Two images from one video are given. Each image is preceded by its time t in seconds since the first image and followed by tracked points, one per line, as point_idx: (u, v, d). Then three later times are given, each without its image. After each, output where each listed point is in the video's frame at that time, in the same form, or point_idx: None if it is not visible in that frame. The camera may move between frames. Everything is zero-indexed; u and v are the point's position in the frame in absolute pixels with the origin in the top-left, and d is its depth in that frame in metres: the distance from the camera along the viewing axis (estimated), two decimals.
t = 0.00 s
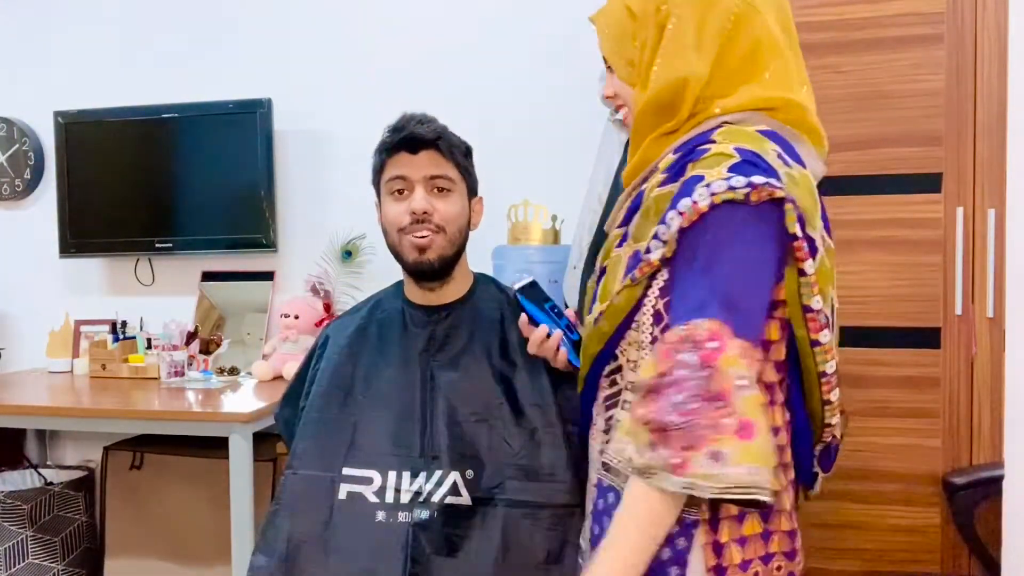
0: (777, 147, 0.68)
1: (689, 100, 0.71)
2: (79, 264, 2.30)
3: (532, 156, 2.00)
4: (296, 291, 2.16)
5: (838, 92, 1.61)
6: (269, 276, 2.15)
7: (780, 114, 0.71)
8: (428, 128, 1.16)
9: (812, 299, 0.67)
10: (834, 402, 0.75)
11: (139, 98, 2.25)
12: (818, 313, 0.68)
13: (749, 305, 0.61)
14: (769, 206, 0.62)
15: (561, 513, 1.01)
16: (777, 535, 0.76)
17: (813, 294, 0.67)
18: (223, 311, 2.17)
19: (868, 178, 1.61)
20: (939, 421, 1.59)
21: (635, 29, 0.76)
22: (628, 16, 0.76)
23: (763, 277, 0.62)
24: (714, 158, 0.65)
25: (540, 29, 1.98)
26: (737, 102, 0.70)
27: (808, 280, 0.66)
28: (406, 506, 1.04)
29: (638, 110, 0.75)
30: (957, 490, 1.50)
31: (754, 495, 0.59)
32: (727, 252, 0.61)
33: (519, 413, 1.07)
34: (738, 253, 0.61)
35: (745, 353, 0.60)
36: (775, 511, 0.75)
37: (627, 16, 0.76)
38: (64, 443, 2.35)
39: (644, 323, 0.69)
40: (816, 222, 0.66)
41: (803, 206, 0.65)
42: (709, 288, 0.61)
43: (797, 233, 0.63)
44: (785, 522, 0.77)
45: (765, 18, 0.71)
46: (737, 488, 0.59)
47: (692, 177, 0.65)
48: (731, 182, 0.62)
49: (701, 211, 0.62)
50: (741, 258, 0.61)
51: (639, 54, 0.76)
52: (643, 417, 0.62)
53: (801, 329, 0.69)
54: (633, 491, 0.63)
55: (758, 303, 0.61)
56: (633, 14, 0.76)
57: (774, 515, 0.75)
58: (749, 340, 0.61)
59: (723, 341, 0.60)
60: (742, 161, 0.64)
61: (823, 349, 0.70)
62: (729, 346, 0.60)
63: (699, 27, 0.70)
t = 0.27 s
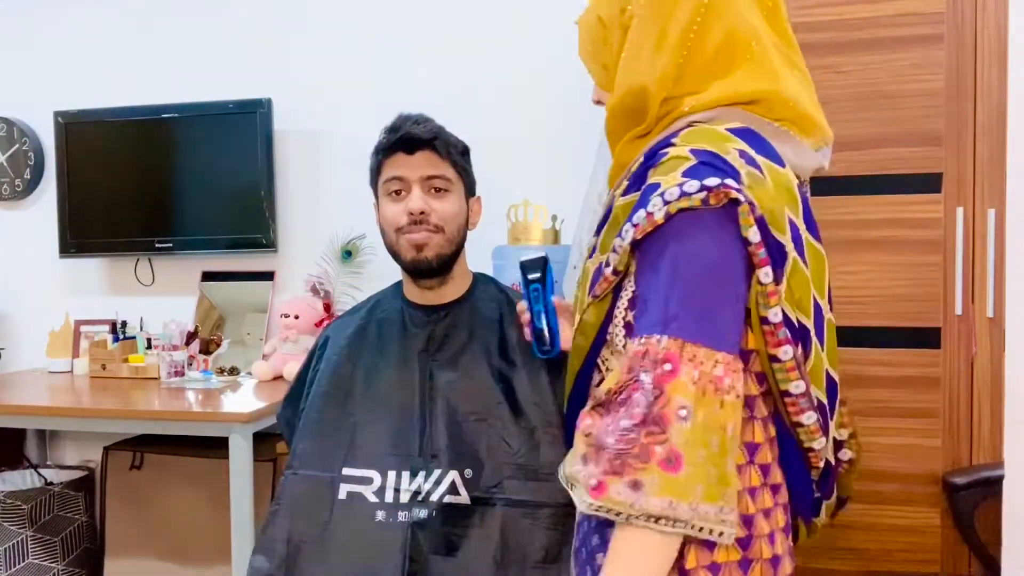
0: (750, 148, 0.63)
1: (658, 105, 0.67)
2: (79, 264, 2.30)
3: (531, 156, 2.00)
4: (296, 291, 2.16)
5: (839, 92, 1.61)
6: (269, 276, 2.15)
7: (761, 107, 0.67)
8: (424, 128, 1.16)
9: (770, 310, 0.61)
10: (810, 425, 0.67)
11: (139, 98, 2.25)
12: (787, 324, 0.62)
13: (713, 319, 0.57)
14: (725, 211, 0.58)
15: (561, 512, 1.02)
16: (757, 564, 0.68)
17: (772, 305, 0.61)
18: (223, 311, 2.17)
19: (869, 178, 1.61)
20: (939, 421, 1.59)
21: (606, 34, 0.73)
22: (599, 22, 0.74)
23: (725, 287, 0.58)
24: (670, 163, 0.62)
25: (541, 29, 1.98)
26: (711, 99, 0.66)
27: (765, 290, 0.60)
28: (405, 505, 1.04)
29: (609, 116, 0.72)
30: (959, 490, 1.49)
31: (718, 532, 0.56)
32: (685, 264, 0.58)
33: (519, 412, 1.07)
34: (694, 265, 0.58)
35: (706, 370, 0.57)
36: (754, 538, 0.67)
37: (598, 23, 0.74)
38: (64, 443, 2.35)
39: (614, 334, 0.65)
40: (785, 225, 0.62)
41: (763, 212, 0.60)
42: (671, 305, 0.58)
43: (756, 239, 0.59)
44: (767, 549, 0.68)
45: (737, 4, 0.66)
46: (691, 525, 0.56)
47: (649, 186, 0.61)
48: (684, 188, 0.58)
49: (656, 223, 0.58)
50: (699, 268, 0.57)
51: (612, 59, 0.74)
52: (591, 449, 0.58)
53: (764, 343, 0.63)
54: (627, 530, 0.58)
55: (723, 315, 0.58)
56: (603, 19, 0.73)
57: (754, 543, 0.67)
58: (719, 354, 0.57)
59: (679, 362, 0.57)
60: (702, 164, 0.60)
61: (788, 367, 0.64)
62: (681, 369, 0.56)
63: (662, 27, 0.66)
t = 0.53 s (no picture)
0: (737, 147, 0.58)
1: (643, 109, 0.62)
2: (79, 264, 2.30)
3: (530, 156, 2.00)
4: (296, 290, 2.16)
5: (839, 92, 1.61)
6: (269, 276, 2.15)
7: (753, 99, 0.62)
8: (420, 127, 1.16)
9: (764, 322, 0.56)
10: (811, 443, 0.62)
11: (139, 98, 2.25)
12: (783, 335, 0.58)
13: (701, 333, 0.50)
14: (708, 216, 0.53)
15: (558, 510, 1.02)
16: None
17: (765, 315, 0.56)
18: (223, 311, 2.17)
19: (868, 178, 1.60)
20: (939, 421, 1.59)
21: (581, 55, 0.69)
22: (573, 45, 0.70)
23: (711, 298, 0.51)
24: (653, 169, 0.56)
25: (540, 29, 1.98)
26: (701, 93, 0.60)
27: (756, 300, 0.55)
28: (403, 504, 1.04)
29: (591, 135, 0.67)
30: (959, 490, 1.50)
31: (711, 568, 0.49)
32: (664, 275, 0.51)
33: (517, 411, 1.07)
34: (674, 274, 0.51)
35: (691, 385, 0.49)
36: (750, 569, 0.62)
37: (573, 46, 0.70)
38: (64, 442, 2.35)
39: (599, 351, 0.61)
40: (778, 226, 0.56)
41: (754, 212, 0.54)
42: (651, 320, 0.51)
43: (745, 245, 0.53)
44: None
45: None
46: (689, 560, 0.48)
47: (631, 192, 0.56)
48: (664, 192, 0.52)
49: (635, 230, 0.52)
50: (681, 277, 0.51)
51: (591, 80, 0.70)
52: (568, 472, 0.50)
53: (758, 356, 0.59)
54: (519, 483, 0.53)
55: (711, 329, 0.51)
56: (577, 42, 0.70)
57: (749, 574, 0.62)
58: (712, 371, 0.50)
59: (661, 379, 0.49)
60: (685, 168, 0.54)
61: (784, 380, 0.59)
62: (665, 385, 0.49)
63: (637, 28, 0.62)
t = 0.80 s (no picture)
0: (704, 143, 0.62)
1: (620, 108, 0.66)
2: (79, 264, 2.30)
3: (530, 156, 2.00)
4: (296, 290, 2.16)
5: (839, 92, 1.61)
6: (269, 276, 2.15)
7: (725, 88, 0.65)
8: (414, 128, 1.16)
9: (727, 320, 0.61)
10: (793, 437, 0.65)
11: (139, 98, 2.25)
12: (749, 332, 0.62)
13: (602, 326, 0.58)
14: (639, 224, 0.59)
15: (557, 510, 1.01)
16: None
17: (726, 313, 0.61)
18: (223, 311, 2.17)
19: (869, 178, 1.60)
20: (939, 421, 1.59)
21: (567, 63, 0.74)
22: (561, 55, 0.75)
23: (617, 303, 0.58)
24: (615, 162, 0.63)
25: (540, 29, 1.98)
26: (673, 88, 0.64)
27: (713, 298, 0.61)
28: (404, 504, 1.04)
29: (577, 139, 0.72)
30: (958, 490, 1.50)
31: (536, 524, 0.61)
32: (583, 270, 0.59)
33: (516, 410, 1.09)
34: (589, 269, 0.59)
35: (552, 365, 0.58)
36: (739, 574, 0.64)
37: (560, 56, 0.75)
38: (64, 443, 2.35)
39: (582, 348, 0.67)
40: (733, 230, 0.61)
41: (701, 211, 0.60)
42: (556, 306, 0.59)
43: (684, 248, 0.59)
44: None
45: None
46: (500, 493, 0.62)
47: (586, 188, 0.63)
48: (604, 194, 0.60)
49: (573, 221, 0.62)
50: (590, 274, 0.59)
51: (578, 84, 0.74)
52: (462, 390, 0.66)
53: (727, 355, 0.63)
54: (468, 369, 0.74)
55: (606, 330, 0.59)
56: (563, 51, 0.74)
57: None
58: (594, 368, 0.58)
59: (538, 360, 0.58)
60: (639, 168, 0.61)
61: (759, 376, 0.63)
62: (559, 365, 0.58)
63: (613, 33, 0.66)
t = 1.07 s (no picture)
0: (646, 143, 0.67)
1: (590, 115, 0.74)
2: (79, 264, 2.30)
3: (531, 156, 2.00)
4: (296, 291, 2.16)
5: (838, 92, 1.61)
6: (269, 276, 2.15)
7: (682, 91, 0.70)
8: (412, 124, 1.16)
9: (658, 313, 0.64)
10: (745, 428, 0.66)
11: (139, 98, 2.25)
12: (684, 324, 0.64)
13: (543, 318, 0.67)
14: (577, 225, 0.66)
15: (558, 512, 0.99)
16: None
17: (657, 306, 0.64)
18: (223, 311, 2.17)
19: (869, 178, 1.60)
20: (939, 421, 1.59)
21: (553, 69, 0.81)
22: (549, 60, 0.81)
23: (562, 298, 0.66)
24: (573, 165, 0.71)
25: (540, 29, 1.98)
26: (633, 95, 0.70)
27: (644, 293, 0.64)
28: (403, 505, 1.04)
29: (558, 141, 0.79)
30: (958, 490, 1.49)
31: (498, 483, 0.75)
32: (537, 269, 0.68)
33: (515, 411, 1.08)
34: (541, 268, 0.67)
35: (501, 350, 0.69)
36: (704, 559, 0.67)
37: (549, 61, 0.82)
38: (64, 443, 2.35)
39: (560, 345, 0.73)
40: (670, 223, 0.64)
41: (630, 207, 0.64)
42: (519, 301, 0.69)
43: (615, 246, 0.64)
44: (722, 568, 0.68)
45: (657, 6, 0.70)
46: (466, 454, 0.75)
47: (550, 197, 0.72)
48: (550, 201, 0.68)
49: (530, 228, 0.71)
50: (535, 271, 0.68)
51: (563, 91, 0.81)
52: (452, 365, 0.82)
53: (665, 345, 0.66)
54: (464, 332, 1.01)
55: (556, 323, 0.67)
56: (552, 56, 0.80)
57: (704, 564, 0.67)
58: (546, 357, 0.68)
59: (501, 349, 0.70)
60: (584, 172, 0.67)
61: (698, 367, 0.65)
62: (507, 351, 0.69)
63: (592, 46, 0.72)
